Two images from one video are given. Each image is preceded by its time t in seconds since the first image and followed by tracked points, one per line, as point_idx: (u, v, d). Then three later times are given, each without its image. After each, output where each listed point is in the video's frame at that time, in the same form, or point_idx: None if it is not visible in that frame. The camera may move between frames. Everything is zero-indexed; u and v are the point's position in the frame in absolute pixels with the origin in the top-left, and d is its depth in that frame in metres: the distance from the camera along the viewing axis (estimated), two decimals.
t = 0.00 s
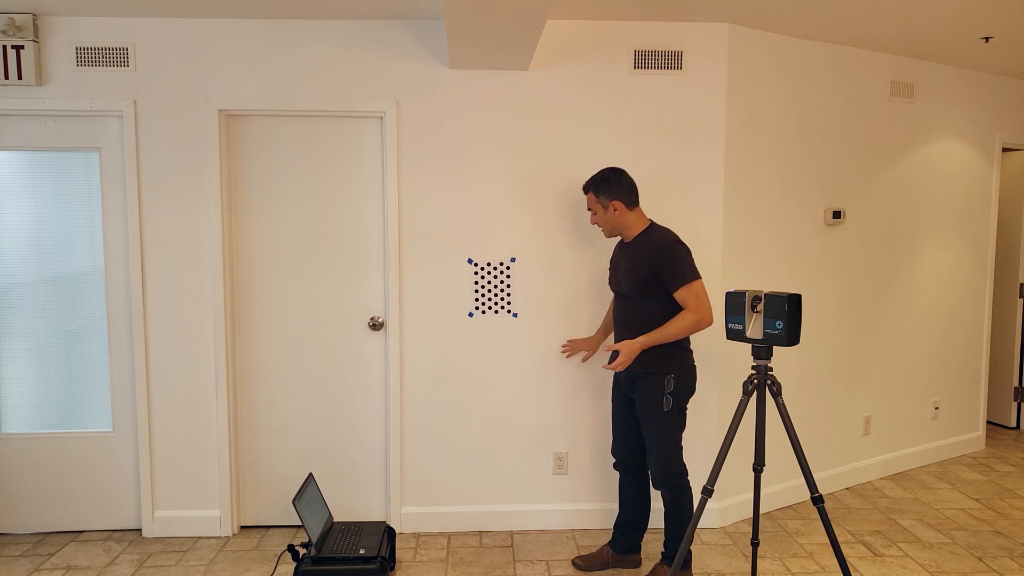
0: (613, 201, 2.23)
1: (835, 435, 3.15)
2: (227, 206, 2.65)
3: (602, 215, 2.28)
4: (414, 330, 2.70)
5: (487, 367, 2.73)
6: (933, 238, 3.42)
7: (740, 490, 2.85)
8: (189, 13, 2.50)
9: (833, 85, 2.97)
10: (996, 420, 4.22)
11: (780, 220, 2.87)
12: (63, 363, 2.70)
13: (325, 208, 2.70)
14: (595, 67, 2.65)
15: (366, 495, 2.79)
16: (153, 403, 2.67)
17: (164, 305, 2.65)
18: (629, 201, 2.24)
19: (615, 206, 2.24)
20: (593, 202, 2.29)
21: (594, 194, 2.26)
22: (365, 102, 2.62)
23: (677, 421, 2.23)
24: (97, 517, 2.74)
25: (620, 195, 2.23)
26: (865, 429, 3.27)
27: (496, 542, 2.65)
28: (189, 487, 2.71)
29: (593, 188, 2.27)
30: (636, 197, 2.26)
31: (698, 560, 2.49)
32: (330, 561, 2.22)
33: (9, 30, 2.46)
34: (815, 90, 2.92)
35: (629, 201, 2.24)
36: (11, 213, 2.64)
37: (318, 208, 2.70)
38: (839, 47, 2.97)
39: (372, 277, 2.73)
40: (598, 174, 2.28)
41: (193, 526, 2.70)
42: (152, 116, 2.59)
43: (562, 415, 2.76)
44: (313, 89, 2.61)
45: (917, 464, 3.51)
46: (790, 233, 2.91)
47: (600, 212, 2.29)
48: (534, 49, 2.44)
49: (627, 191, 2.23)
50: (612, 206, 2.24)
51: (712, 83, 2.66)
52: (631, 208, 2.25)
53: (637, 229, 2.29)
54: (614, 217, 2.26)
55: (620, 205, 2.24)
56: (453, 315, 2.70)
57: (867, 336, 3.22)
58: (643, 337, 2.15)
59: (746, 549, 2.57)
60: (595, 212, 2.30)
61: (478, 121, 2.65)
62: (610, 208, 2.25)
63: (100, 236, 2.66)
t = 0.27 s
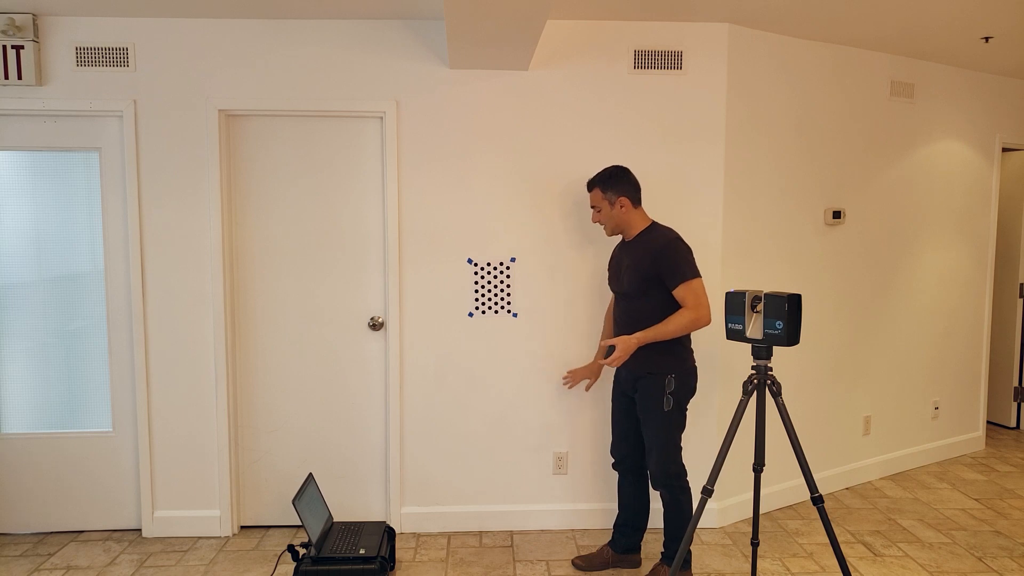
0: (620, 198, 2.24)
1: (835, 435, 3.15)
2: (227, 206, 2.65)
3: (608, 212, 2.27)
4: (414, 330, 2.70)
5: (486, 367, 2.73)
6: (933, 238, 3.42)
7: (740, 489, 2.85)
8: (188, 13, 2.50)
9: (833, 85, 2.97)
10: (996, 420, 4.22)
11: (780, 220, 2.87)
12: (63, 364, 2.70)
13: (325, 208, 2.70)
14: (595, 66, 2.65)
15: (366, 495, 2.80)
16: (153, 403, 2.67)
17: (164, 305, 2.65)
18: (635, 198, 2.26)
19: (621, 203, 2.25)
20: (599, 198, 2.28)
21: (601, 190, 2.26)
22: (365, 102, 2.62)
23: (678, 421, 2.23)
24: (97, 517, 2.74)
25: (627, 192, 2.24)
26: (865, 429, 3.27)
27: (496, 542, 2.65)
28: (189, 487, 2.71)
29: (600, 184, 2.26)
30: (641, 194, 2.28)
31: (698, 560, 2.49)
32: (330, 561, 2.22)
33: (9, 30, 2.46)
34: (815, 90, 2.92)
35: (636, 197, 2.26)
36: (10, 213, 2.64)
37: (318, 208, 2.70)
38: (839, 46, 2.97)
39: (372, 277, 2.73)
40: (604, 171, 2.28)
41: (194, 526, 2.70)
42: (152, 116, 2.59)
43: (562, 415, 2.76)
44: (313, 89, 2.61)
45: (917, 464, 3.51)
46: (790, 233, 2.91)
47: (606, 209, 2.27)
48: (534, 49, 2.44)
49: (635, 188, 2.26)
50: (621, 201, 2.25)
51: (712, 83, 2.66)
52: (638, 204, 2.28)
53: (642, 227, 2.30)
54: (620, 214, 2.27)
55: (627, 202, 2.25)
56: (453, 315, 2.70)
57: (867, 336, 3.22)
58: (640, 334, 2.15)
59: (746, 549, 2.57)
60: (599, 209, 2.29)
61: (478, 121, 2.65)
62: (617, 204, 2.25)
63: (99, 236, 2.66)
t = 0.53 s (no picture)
0: (643, 183, 2.28)
1: (835, 435, 3.15)
2: (227, 206, 2.65)
3: (634, 198, 2.27)
4: (414, 330, 2.70)
5: (486, 367, 2.73)
6: (933, 238, 3.42)
7: (740, 490, 2.85)
8: (188, 13, 2.50)
9: (833, 85, 2.97)
10: (996, 420, 4.22)
11: (780, 220, 2.87)
12: (63, 364, 2.70)
13: (325, 208, 2.70)
14: (595, 66, 2.65)
15: (366, 495, 2.80)
16: (153, 403, 2.67)
17: (164, 305, 2.65)
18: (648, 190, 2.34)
19: (643, 189, 2.29)
20: (628, 183, 2.25)
21: (628, 175, 2.26)
22: (365, 102, 2.62)
23: (679, 420, 2.24)
24: (97, 517, 2.74)
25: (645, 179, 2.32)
26: (865, 428, 3.27)
27: (496, 542, 2.65)
28: (189, 487, 2.71)
29: (625, 170, 2.28)
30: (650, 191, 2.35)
31: (698, 560, 2.49)
32: (330, 561, 2.22)
33: (9, 30, 2.46)
34: (815, 90, 2.92)
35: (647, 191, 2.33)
36: (11, 213, 2.64)
37: (318, 208, 2.70)
38: (839, 46, 2.97)
39: (372, 277, 2.73)
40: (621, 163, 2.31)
41: (194, 526, 2.70)
42: (153, 116, 2.59)
43: (562, 415, 2.76)
44: (314, 89, 2.61)
45: (917, 464, 3.51)
46: (790, 233, 2.91)
47: (635, 193, 2.26)
48: (534, 49, 2.44)
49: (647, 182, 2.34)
50: (643, 189, 2.29)
51: (712, 83, 2.66)
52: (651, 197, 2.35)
53: (652, 222, 2.33)
54: (641, 201, 2.29)
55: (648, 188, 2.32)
56: (453, 315, 2.70)
57: (867, 336, 3.22)
58: (646, 329, 2.13)
59: (746, 549, 2.57)
60: (628, 194, 2.26)
61: (478, 121, 2.65)
62: (642, 189, 2.28)
63: (100, 236, 2.66)
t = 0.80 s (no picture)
0: (644, 183, 2.30)
1: (835, 435, 3.15)
2: (227, 206, 2.65)
3: (637, 195, 2.28)
4: (414, 330, 2.70)
5: (486, 367, 2.73)
6: (933, 238, 3.42)
7: (740, 490, 2.85)
8: (188, 13, 2.50)
9: (833, 85, 2.97)
10: (996, 420, 4.22)
11: (780, 220, 2.87)
12: (63, 364, 2.70)
13: (326, 208, 2.70)
14: (595, 66, 2.65)
15: (366, 495, 2.80)
16: (153, 403, 2.67)
17: (164, 305, 2.65)
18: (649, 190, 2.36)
19: (645, 189, 2.30)
20: (630, 179, 2.27)
21: (631, 173, 2.28)
22: (365, 102, 2.62)
23: (682, 419, 2.26)
24: (97, 517, 2.74)
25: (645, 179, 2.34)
26: (865, 428, 3.27)
27: (496, 542, 2.65)
28: (189, 487, 2.71)
29: (628, 168, 2.29)
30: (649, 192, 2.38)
31: (698, 560, 2.49)
32: (330, 561, 2.22)
33: (9, 31, 2.46)
34: (814, 91, 2.92)
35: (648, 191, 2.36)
36: (11, 213, 2.64)
37: (318, 208, 2.70)
38: (839, 46, 2.97)
39: (372, 277, 2.73)
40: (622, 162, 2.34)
41: (194, 526, 2.70)
42: (152, 116, 2.59)
43: (562, 415, 2.76)
44: (314, 89, 2.61)
45: (917, 464, 3.51)
46: (790, 233, 2.91)
47: (638, 190, 2.28)
48: (534, 49, 2.44)
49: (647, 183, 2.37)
50: (644, 187, 2.31)
51: (712, 83, 2.66)
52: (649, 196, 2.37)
53: (653, 221, 2.34)
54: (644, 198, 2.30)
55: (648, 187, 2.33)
56: (453, 315, 2.70)
57: (867, 336, 3.22)
58: (660, 328, 2.14)
59: (746, 549, 2.57)
60: (631, 190, 2.27)
61: (478, 121, 2.65)
62: (644, 188, 2.30)
63: (100, 236, 2.66)
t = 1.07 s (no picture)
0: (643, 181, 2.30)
1: (835, 435, 3.15)
2: (227, 206, 2.65)
3: (635, 191, 2.28)
4: (414, 330, 2.70)
5: (486, 367, 2.73)
6: (933, 238, 3.42)
7: (740, 490, 2.85)
8: (188, 13, 2.50)
9: (833, 85, 2.97)
10: (997, 420, 4.22)
11: (780, 220, 2.87)
12: (63, 363, 2.70)
13: (326, 208, 2.70)
14: (595, 66, 2.65)
15: (366, 495, 2.80)
16: (153, 403, 2.67)
17: (164, 305, 2.65)
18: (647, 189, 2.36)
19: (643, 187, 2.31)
20: (629, 176, 2.27)
21: (631, 170, 2.29)
22: (365, 102, 2.61)
23: (681, 417, 2.26)
24: (97, 517, 2.74)
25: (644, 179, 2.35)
26: (865, 428, 3.26)
27: (496, 542, 2.65)
28: (189, 487, 2.71)
29: (628, 165, 2.30)
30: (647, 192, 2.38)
31: (698, 560, 2.49)
32: (330, 561, 2.22)
33: (9, 30, 2.46)
34: (814, 90, 2.92)
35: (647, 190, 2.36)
36: (11, 213, 2.64)
37: (318, 208, 2.70)
38: (839, 46, 2.96)
39: (372, 277, 2.73)
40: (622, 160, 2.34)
41: (194, 526, 2.70)
42: (152, 116, 2.59)
43: (562, 414, 2.76)
44: (313, 89, 2.61)
45: (917, 464, 3.51)
46: (790, 233, 2.91)
47: (636, 187, 2.28)
48: (534, 49, 2.44)
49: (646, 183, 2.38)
50: (642, 185, 2.31)
51: (712, 83, 2.66)
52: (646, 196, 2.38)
53: (649, 220, 2.34)
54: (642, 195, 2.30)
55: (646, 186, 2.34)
56: (453, 315, 2.70)
57: (867, 336, 3.22)
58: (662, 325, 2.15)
59: (746, 549, 2.57)
60: (629, 186, 2.27)
61: (478, 121, 2.65)
62: (642, 186, 2.31)
63: (100, 236, 2.66)
